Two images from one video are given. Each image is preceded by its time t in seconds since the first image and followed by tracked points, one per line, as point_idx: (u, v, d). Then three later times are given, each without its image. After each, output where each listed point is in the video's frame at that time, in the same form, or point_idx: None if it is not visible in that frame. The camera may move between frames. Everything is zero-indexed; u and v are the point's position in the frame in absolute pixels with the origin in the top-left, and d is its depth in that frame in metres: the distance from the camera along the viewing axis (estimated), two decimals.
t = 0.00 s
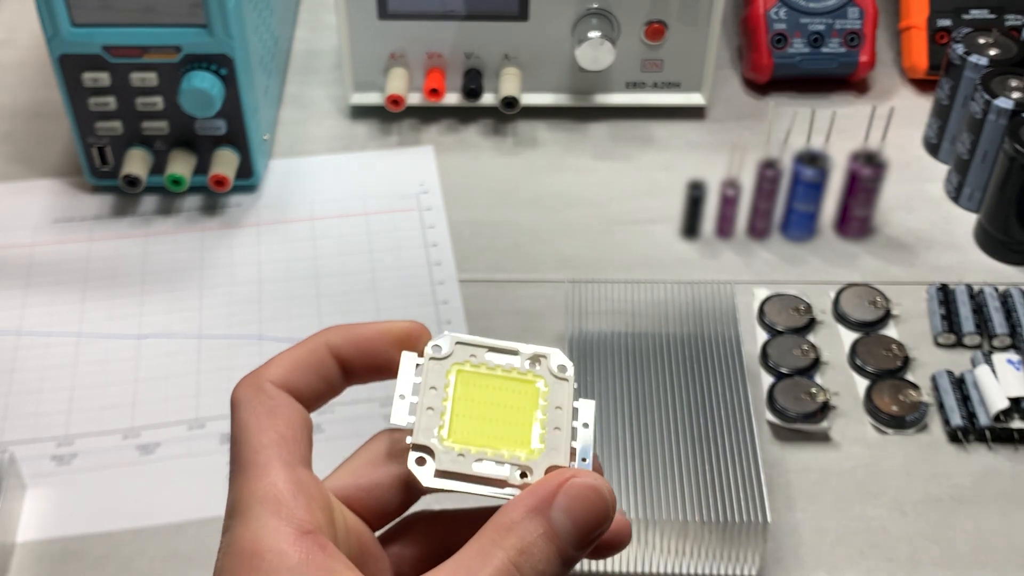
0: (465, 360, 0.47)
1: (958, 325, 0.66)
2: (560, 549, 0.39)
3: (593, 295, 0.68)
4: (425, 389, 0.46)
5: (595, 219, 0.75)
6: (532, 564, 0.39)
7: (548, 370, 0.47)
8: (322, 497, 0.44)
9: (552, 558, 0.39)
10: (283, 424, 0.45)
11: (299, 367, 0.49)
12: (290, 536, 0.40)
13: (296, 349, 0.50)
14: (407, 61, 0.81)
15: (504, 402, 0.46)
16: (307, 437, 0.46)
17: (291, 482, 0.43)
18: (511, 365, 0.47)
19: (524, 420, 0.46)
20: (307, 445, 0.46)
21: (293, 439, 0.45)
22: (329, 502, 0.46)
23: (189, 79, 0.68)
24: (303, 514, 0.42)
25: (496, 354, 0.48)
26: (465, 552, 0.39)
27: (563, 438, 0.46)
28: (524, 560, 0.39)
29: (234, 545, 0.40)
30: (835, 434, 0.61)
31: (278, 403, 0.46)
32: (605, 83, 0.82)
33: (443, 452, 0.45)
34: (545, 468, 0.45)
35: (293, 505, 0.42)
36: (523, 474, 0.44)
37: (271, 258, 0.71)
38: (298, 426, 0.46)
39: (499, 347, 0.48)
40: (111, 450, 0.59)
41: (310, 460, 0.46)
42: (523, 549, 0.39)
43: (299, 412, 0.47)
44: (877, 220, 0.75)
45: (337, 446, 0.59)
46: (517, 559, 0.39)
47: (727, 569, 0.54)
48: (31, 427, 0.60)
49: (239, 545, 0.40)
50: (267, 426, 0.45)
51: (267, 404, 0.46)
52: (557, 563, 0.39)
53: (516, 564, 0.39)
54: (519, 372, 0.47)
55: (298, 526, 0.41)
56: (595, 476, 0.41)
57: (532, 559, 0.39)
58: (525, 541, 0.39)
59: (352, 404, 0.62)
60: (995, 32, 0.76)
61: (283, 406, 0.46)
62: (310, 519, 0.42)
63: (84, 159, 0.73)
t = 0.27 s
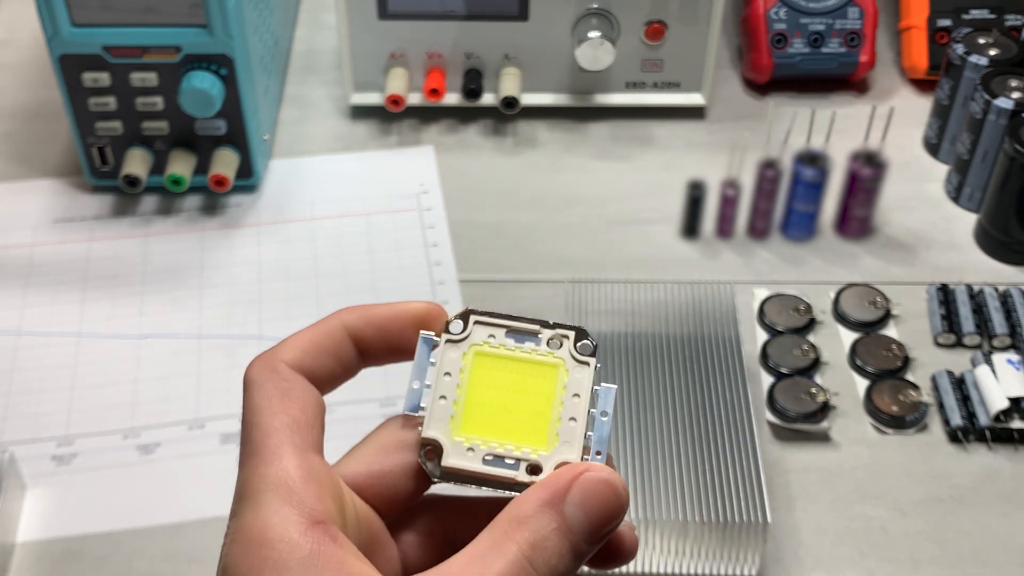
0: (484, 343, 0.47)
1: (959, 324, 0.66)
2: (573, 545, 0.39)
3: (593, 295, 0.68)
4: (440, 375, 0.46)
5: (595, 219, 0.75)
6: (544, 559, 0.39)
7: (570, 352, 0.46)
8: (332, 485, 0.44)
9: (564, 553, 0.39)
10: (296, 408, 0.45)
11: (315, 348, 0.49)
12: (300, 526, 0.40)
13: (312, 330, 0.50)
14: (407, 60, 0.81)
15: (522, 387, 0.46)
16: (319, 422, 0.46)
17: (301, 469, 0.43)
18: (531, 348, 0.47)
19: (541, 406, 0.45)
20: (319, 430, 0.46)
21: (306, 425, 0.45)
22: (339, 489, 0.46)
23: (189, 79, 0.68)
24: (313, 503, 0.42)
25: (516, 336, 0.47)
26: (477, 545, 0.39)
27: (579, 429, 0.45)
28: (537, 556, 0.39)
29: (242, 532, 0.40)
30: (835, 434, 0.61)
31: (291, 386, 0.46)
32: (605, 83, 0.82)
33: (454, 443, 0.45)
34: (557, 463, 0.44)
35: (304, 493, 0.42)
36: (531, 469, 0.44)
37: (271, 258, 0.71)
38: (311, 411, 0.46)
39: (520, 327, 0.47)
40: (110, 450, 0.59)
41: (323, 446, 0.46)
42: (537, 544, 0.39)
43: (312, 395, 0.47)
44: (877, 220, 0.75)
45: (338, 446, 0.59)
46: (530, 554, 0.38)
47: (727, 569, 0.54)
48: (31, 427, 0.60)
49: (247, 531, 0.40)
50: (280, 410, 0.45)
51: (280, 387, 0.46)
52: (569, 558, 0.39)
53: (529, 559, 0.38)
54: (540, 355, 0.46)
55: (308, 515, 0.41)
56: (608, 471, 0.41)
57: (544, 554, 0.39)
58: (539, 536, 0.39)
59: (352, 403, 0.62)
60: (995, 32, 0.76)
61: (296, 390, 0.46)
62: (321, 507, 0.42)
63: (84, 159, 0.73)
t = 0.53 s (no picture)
0: (494, 324, 0.47)
1: (959, 325, 0.65)
2: (573, 532, 0.39)
3: (593, 294, 0.67)
4: (446, 354, 0.46)
5: (595, 219, 0.75)
6: (544, 546, 0.39)
7: (578, 340, 0.46)
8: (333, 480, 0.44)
9: (564, 541, 0.39)
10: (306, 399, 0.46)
11: (332, 338, 0.50)
12: (298, 520, 0.40)
13: (327, 321, 0.50)
14: (407, 60, 0.81)
15: (527, 372, 0.46)
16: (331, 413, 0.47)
17: (303, 463, 0.43)
18: (540, 334, 0.47)
19: (544, 392, 0.45)
20: (327, 422, 0.46)
21: (312, 418, 0.45)
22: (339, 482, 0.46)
23: (189, 79, 0.68)
24: (313, 496, 0.41)
25: (527, 321, 0.47)
26: (477, 533, 0.39)
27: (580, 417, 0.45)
28: (537, 543, 0.39)
29: (241, 524, 0.40)
30: (835, 434, 0.61)
31: (304, 377, 0.47)
32: (605, 83, 0.82)
33: (453, 422, 0.45)
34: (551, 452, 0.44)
35: (305, 486, 0.42)
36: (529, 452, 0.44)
37: (271, 258, 0.71)
38: (322, 402, 0.46)
39: (531, 313, 0.47)
40: (110, 450, 0.59)
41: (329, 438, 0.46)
42: (535, 531, 0.39)
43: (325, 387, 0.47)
44: (877, 220, 0.75)
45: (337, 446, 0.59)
46: (529, 541, 0.39)
47: (727, 569, 0.54)
48: (31, 427, 0.60)
49: (245, 523, 0.40)
50: (287, 402, 0.45)
51: (294, 377, 0.46)
52: (569, 545, 0.39)
53: (529, 547, 0.39)
54: (547, 341, 0.46)
55: (307, 509, 0.41)
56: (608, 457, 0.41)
57: (543, 541, 0.39)
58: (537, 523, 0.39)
59: (352, 403, 0.62)
60: (995, 32, 0.76)
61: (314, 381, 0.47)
62: (321, 501, 0.42)
63: (84, 159, 0.73)
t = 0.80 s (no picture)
0: (494, 306, 0.47)
1: (959, 325, 0.65)
2: (578, 524, 0.39)
3: (593, 294, 0.67)
4: (444, 333, 0.47)
5: (595, 219, 0.75)
6: (548, 538, 0.39)
7: (577, 327, 0.46)
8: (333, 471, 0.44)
9: (570, 532, 0.39)
10: (308, 388, 0.46)
11: (334, 325, 0.50)
12: (298, 511, 0.40)
13: (328, 308, 0.51)
14: (407, 60, 0.81)
15: (524, 354, 0.46)
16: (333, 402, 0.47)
17: (304, 454, 0.43)
18: (540, 318, 0.47)
19: (540, 376, 0.45)
20: (329, 412, 0.46)
21: (314, 408, 0.45)
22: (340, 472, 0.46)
23: (189, 79, 0.68)
24: (315, 488, 0.41)
25: (527, 305, 0.47)
26: (480, 524, 0.39)
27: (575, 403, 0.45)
28: (541, 534, 0.39)
29: (241, 514, 0.40)
30: (835, 434, 0.61)
31: (305, 365, 0.47)
32: (605, 83, 0.82)
33: (444, 402, 0.45)
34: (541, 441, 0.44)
35: (305, 476, 0.42)
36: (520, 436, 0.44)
37: (271, 258, 0.71)
38: (324, 392, 0.46)
39: (532, 297, 0.47)
40: (110, 450, 0.59)
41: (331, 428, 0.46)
42: (540, 522, 0.39)
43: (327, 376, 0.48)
44: (877, 220, 0.75)
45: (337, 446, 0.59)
46: (533, 532, 0.39)
47: (727, 569, 0.54)
48: (31, 427, 0.60)
49: (246, 511, 0.40)
50: (289, 391, 0.45)
51: (296, 366, 0.47)
52: (574, 537, 0.39)
53: (533, 537, 0.39)
54: (547, 325, 0.47)
55: (307, 501, 0.41)
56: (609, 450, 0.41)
57: (547, 533, 0.39)
58: (542, 514, 0.39)
59: (352, 403, 0.62)
60: (995, 32, 0.76)
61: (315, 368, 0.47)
62: (321, 491, 0.42)
63: (84, 159, 0.73)
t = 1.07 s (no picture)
0: (500, 310, 0.48)
1: (959, 325, 0.66)
2: (587, 497, 0.39)
3: (593, 294, 0.67)
4: (449, 332, 0.47)
5: (595, 219, 0.75)
6: (556, 513, 0.38)
7: (578, 331, 0.47)
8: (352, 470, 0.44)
9: (580, 507, 0.39)
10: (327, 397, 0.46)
11: (353, 342, 0.50)
12: (311, 501, 0.40)
13: (348, 325, 0.51)
14: (407, 60, 0.81)
15: (524, 354, 0.46)
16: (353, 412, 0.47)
17: (320, 452, 0.43)
18: (542, 323, 0.47)
19: (541, 372, 0.45)
20: (348, 418, 0.46)
21: (333, 414, 0.45)
22: (362, 476, 0.46)
23: (189, 79, 0.68)
24: (329, 482, 0.42)
25: (530, 311, 0.48)
26: (490, 506, 0.40)
27: (572, 396, 0.45)
28: (548, 510, 0.38)
29: (258, 512, 0.40)
30: (835, 433, 0.61)
31: (323, 378, 0.47)
32: (605, 83, 0.82)
33: (445, 390, 0.45)
34: (537, 425, 0.43)
35: (319, 472, 0.42)
36: (518, 421, 0.43)
37: (271, 258, 0.71)
38: (343, 402, 0.46)
39: (536, 305, 0.48)
40: (110, 450, 0.59)
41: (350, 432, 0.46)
42: (546, 497, 0.38)
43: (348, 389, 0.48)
44: (877, 220, 0.75)
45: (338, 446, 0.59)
46: (539, 508, 0.38)
47: (727, 569, 0.54)
48: (31, 427, 0.60)
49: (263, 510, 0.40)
50: (307, 400, 0.46)
51: (315, 378, 0.47)
52: (585, 512, 0.39)
53: (541, 515, 0.38)
54: (549, 330, 0.47)
55: (320, 493, 0.41)
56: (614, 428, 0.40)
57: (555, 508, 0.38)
58: (547, 490, 0.38)
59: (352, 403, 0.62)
60: (995, 32, 0.76)
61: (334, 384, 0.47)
62: (335, 486, 0.42)
63: (84, 159, 0.73)
